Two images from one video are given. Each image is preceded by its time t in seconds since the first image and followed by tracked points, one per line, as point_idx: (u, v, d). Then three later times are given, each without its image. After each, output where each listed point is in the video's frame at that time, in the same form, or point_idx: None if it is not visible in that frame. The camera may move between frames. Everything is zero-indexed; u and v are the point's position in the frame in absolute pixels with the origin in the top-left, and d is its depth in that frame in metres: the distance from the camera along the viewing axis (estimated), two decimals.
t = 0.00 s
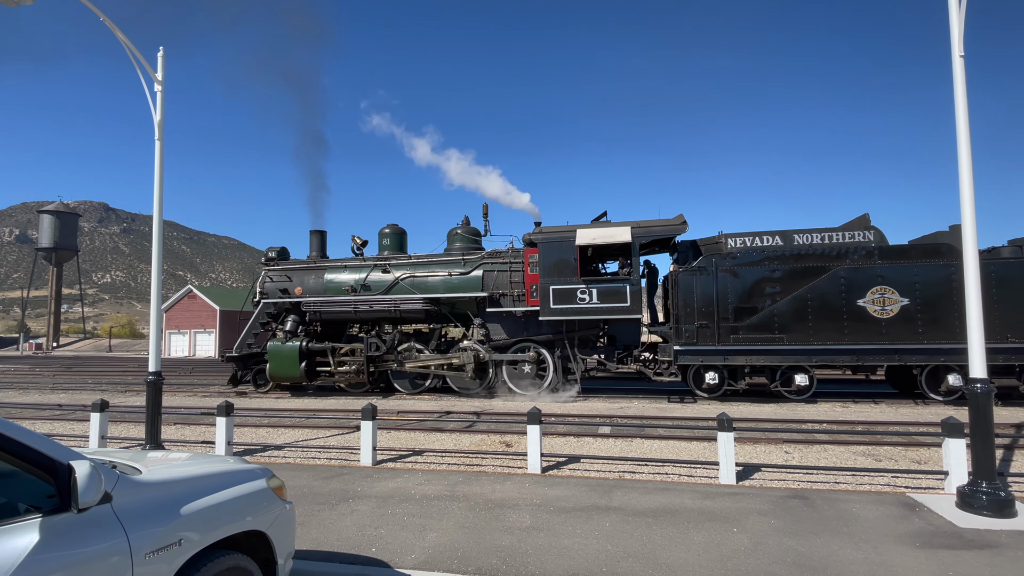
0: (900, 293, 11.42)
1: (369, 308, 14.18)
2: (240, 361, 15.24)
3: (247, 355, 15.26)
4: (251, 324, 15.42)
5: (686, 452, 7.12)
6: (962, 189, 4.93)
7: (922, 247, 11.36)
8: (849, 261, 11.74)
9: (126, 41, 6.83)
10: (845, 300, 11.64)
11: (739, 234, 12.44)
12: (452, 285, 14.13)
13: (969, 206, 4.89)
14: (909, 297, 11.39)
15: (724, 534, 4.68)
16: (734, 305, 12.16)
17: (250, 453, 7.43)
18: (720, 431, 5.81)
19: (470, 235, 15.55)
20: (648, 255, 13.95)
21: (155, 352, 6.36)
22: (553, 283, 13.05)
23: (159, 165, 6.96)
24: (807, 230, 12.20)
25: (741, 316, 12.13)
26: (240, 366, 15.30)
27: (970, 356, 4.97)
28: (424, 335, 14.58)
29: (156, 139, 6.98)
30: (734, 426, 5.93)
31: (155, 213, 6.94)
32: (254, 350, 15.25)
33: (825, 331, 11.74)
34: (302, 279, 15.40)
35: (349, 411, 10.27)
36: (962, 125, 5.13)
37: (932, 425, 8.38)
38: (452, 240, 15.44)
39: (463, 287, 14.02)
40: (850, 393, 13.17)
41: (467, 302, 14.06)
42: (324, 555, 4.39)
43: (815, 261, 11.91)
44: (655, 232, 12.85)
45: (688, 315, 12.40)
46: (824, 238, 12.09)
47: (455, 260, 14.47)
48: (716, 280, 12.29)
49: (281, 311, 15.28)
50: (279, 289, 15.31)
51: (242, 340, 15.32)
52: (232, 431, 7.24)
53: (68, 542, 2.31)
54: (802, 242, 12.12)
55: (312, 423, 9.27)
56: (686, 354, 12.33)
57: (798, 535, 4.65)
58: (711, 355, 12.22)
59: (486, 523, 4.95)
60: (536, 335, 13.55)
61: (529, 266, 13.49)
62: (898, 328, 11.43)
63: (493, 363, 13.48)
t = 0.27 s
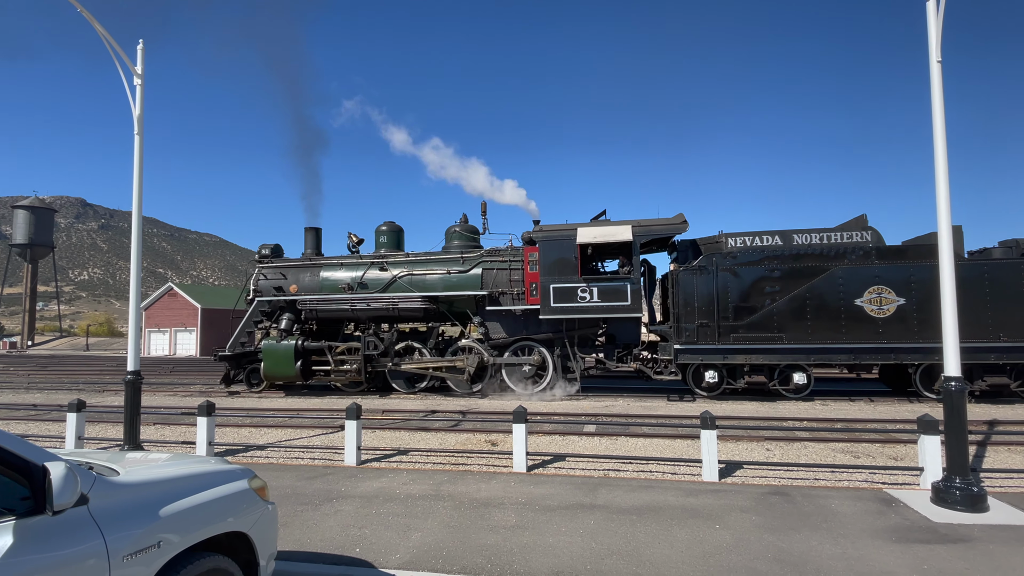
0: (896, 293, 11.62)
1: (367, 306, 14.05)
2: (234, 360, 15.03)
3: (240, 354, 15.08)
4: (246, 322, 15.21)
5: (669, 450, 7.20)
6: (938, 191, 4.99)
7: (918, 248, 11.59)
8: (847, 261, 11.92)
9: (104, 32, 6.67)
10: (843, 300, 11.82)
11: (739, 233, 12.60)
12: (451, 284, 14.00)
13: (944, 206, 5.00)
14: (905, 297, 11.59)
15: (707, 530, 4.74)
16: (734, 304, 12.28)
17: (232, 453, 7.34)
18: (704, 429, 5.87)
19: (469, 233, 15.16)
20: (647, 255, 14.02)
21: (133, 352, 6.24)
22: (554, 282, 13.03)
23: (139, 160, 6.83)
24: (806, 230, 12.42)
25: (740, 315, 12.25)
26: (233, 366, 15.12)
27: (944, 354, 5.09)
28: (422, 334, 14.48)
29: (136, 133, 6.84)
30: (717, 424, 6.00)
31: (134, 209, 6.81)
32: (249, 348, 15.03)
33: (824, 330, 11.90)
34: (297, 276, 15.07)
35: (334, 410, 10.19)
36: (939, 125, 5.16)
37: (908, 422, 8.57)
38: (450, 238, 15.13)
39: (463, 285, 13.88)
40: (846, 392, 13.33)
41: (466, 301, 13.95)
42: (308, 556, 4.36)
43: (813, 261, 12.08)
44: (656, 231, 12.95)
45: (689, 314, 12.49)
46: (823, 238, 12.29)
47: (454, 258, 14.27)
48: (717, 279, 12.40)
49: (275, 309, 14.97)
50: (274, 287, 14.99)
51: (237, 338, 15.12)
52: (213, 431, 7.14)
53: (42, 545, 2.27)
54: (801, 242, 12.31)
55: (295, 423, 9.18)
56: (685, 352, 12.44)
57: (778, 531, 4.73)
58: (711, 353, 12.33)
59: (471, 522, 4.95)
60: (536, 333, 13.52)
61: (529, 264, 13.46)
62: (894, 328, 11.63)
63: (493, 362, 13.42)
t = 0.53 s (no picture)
0: (895, 292, 11.78)
1: (366, 304, 13.97)
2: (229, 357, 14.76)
3: (235, 353, 14.80)
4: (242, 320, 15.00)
5: (655, 447, 7.25)
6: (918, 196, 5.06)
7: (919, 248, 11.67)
8: (847, 260, 12.02)
9: (83, 24, 6.52)
10: (843, 299, 11.96)
11: (741, 232, 12.74)
12: (452, 281, 13.95)
13: (924, 205, 5.06)
14: (904, 296, 11.76)
15: (691, 527, 4.78)
16: (736, 302, 12.36)
17: (215, 453, 7.26)
18: (689, 427, 5.92)
19: (468, 230, 15.27)
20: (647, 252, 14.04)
21: (114, 350, 6.15)
22: (556, 280, 13.01)
23: (119, 155, 6.71)
24: (807, 229, 12.65)
25: (742, 313, 12.35)
26: (228, 365, 14.90)
27: (924, 352, 5.18)
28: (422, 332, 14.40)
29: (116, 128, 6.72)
30: (702, 422, 6.06)
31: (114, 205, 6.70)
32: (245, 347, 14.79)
33: (824, 328, 12.04)
34: (295, 273, 14.93)
35: (319, 409, 10.12)
36: (920, 130, 5.22)
37: (888, 419, 8.73)
38: (450, 235, 15.17)
39: (463, 283, 13.88)
40: (845, 390, 13.45)
41: (467, 299, 13.94)
42: (292, 556, 4.33)
43: (815, 260, 12.18)
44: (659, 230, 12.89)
45: (691, 312, 12.59)
46: (823, 238, 12.49)
47: (454, 255, 14.27)
48: (719, 277, 12.47)
49: (271, 307, 14.78)
50: (270, 284, 14.81)
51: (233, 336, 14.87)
52: (196, 431, 7.06)
53: (16, 547, 2.23)
54: (802, 242, 12.50)
55: (280, 422, 9.11)
56: (687, 350, 12.51)
57: (761, 527, 4.79)
58: (712, 352, 12.41)
59: (457, 520, 4.95)
60: (537, 331, 13.51)
61: (529, 263, 13.42)
62: (893, 327, 11.78)
63: (493, 360, 13.36)
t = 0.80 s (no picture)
0: (896, 290, 11.85)
1: (368, 302, 13.90)
2: (225, 356, 14.28)
3: (232, 351, 14.38)
4: (240, 317, 14.68)
5: (642, 444, 7.29)
6: (900, 196, 5.13)
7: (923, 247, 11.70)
8: (849, 259, 12.10)
9: (65, 16, 6.39)
10: (845, 296, 12.04)
11: (744, 230, 12.79)
12: (454, 278, 13.87)
13: (906, 203, 5.12)
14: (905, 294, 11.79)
15: (677, 523, 4.82)
16: (739, 300, 12.43)
17: (199, 452, 7.18)
18: (675, 424, 5.95)
19: (469, 226, 15.26)
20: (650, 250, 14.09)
21: (95, 348, 6.05)
22: (560, 277, 13.02)
23: (100, 149, 6.59)
24: (810, 227, 12.67)
25: (745, 310, 12.43)
26: (225, 364, 14.43)
27: (906, 350, 5.25)
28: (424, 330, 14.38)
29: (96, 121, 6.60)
30: (688, 419, 6.10)
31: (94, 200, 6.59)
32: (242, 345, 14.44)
33: (826, 326, 12.12)
34: (294, 270, 14.77)
35: (305, 408, 10.04)
36: (903, 128, 5.28)
37: (871, 416, 8.86)
38: (451, 232, 15.08)
39: (465, 280, 13.81)
40: (845, 387, 13.62)
41: (469, 296, 13.87)
42: (278, 555, 4.30)
43: (818, 257, 12.25)
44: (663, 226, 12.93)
45: (695, 309, 12.64)
46: (825, 236, 12.52)
47: (456, 252, 14.20)
48: (722, 274, 12.51)
49: (270, 305, 14.59)
50: (269, 281, 14.64)
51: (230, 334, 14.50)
52: (179, 429, 6.98)
53: None
54: (805, 240, 12.54)
55: (266, 421, 9.02)
56: (691, 348, 12.58)
57: (747, 523, 4.84)
58: (715, 349, 12.47)
59: (445, 518, 4.94)
60: (540, 329, 13.55)
61: (532, 261, 13.42)
62: (894, 324, 11.88)
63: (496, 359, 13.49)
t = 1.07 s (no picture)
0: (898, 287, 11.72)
1: (369, 300, 13.72)
2: (224, 355, 14.28)
3: (232, 349, 14.31)
4: (240, 315, 14.47)
5: (630, 441, 7.33)
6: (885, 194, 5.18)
7: (926, 244, 11.77)
8: (852, 255, 12.27)
9: (45, 8, 6.28)
10: (848, 293, 12.16)
11: (749, 227, 12.69)
12: (457, 275, 13.79)
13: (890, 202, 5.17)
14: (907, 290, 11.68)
15: (664, 519, 4.86)
16: (742, 296, 12.51)
17: (185, 451, 7.13)
18: (662, 420, 5.99)
19: (471, 224, 14.97)
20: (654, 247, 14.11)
21: (77, 346, 5.97)
22: (564, 274, 13.05)
23: (82, 144, 6.50)
24: (814, 225, 12.54)
25: (748, 307, 12.51)
26: (224, 361, 14.35)
27: (890, 347, 5.32)
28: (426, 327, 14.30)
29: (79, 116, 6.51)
30: (676, 415, 6.14)
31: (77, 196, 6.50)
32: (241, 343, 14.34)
33: (829, 323, 12.22)
34: (294, 267, 14.58)
35: (293, 406, 9.98)
36: (888, 127, 5.33)
37: (855, 412, 8.98)
38: (453, 229, 14.91)
39: (468, 278, 13.74)
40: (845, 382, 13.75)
41: (472, 293, 13.82)
42: (264, 554, 4.28)
43: (821, 255, 12.37)
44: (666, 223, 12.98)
45: (699, 305, 12.66)
46: (829, 233, 12.45)
47: (459, 249, 14.11)
48: (727, 271, 12.57)
49: (270, 302, 14.46)
50: (269, 278, 14.50)
51: (230, 332, 14.37)
52: (165, 428, 6.91)
53: None
54: (809, 237, 12.45)
55: (252, 419, 8.97)
56: (695, 345, 12.59)
57: (733, 518, 4.88)
58: (719, 346, 12.51)
59: (434, 515, 4.95)
60: (543, 326, 13.55)
61: (535, 257, 13.40)
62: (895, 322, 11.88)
63: (501, 356, 13.55)
